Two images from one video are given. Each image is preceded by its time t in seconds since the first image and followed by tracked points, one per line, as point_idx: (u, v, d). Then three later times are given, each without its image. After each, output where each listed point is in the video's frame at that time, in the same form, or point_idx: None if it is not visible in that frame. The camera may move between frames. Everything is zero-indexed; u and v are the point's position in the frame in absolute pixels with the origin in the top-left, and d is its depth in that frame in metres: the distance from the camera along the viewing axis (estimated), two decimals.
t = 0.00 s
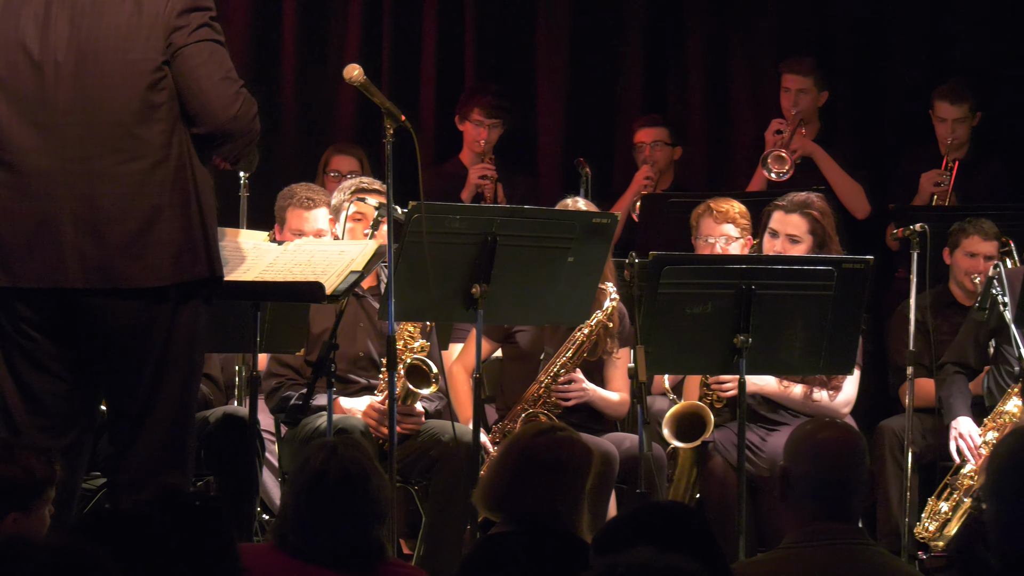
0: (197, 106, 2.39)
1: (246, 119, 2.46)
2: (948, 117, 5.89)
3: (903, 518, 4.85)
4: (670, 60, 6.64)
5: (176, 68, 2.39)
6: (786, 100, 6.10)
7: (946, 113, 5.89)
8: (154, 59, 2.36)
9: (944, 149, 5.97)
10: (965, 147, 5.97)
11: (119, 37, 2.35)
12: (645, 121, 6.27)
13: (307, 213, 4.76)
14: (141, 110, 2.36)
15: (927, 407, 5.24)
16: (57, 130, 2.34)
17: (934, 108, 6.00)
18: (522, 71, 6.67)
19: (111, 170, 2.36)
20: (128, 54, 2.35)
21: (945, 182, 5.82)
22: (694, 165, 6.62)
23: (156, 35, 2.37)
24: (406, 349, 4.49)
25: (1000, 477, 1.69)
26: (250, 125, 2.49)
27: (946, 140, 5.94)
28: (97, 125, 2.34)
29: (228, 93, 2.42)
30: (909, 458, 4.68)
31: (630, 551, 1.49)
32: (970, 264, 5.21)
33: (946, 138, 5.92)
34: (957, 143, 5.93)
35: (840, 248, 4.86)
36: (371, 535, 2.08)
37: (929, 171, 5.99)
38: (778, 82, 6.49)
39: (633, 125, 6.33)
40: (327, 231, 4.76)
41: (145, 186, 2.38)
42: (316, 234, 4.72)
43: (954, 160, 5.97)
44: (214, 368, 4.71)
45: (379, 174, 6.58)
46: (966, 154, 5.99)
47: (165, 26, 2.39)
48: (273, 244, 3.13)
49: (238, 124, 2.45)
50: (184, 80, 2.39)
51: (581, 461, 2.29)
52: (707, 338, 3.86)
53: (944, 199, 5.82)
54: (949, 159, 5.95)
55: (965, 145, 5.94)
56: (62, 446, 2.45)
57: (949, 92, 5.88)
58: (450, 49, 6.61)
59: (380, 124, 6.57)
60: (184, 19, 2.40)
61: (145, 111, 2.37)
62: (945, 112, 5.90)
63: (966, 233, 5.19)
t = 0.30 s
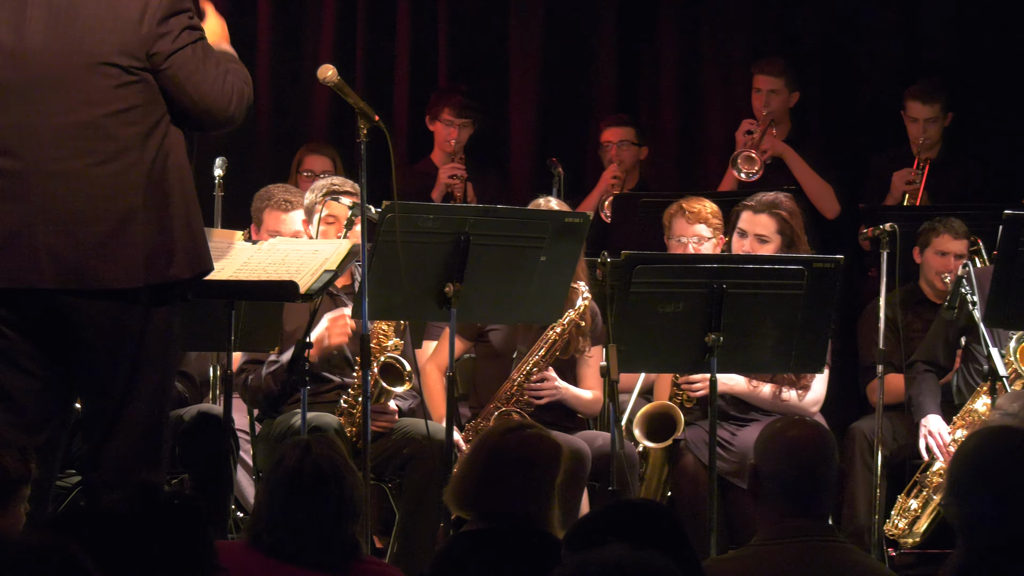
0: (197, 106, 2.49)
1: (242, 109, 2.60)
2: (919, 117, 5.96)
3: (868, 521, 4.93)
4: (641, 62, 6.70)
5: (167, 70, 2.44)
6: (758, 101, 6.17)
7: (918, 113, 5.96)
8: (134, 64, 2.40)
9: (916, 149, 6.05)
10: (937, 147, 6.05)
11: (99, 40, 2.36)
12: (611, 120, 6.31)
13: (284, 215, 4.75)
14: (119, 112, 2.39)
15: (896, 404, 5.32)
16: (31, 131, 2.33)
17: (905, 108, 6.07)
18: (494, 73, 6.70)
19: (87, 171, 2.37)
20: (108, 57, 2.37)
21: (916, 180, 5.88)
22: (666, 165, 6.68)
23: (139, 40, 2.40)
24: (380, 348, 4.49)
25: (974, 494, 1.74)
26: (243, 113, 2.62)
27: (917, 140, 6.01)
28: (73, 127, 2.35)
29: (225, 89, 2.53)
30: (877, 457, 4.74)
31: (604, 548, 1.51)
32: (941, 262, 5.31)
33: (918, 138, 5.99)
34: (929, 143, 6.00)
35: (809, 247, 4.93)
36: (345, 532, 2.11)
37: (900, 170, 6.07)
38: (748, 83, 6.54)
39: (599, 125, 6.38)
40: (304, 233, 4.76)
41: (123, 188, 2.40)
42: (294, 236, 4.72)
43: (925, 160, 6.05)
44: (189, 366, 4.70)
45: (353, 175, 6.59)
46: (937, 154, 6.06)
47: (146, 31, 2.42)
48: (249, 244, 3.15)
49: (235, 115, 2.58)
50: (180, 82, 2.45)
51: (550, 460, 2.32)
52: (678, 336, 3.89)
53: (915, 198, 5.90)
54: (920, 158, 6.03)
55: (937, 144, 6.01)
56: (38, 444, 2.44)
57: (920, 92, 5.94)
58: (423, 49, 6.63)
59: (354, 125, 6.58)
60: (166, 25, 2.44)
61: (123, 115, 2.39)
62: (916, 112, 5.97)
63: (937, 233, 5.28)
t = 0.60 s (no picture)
0: (172, 99, 2.52)
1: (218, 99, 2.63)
2: (891, 117, 6.01)
3: (840, 518, 4.97)
4: (613, 63, 6.74)
5: (140, 66, 2.47)
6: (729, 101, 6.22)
7: (890, 113, 6.01)
8: (102, 60, 2.42)
9: (887, 148, 6.12)
10: (909, 146, 6.12)
11: (69, 38, 2.39)
12: (579, 119, 6.36)
13: (258, 211, 4.75)
14: (88, 108, 2.40)
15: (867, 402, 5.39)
16: None
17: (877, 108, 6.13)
18: (468, 73, 6.74)
19: (55, 166, 2.37)
20: (78, 54, 2.39)
21: (888, 180, 5.95)
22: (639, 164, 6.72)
23: (109, 37, 2.43)
24: (354, 346, 4.52)
25: (931, 483, 1.86)
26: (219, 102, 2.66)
27: (889, 140, 6.08)
28: (42, 121, 2.36)
29: (200, 81, 2.56)
30: (848, 455, 4.78)
31: (572, 544, 1.53)
32: (912, 262, 5.36)
33: (890, 138, 6.06)
34: (900, 143, 6.08)
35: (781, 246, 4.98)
36: (318, 529, 2.13)
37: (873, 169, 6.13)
38: (720, 83, 6.60)
39: (566, 124, 6.42)
40: (277, 229, 4.76)
41: (90, 183, 2.40)
42: (267, 233, 4.73)
43: (897, 159, 6.12)
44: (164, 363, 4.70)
45: (327, 175, 6.60)
46: (909, 153, 6.14)
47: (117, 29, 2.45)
48: (223, 243, 3.16)
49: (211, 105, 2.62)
50: (154, 77, 2.49)
51: (520, 458, 2.34)
52: (651, 334, 3.92)
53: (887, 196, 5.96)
54: (891, 157, 6.10)
55: (908, 144, 6.09)
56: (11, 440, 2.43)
57: (891, 92, 6.01)
58: (398, 47, 6.64)
59: (329, 124, 6.60)
60: (138, 25, 2.48)
61: (91, 110, 2.40)
62: (887, 112, 6.03)
63: (906, 233, 5.35)
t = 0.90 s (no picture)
0: (124, 108, 2.60)
1: (171, 120, 2.69)
2: (864, 117, 6.08)
3: (813, 514, 5.06)
4: (589, 63, 6.79)
5: (96, 73, 2.57)
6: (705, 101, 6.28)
7: (864, 113, 6.08)
8: (65, 64, 2.53)
9: (861, 148, 6.16)
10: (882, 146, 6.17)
11: (35, 45, 2.52)
12: (548, 118, 6.40)
13: (231, 210, 4.75)
14: (52, 112, 2.53)
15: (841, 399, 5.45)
16: None
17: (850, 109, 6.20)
18: (445, 73, 6.76)
19: (23, 168, 2.51)
20: (43, 60, 2.51)
21: (861, 180, 5.99)
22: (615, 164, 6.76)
23: (71, 41, 2.54)
24: (332, 344, 4.52)
25: (905, 483, 1.90)
26: (174, 125, 2.71)
27: (862, 140, 6.13)
28: (11, 125, 2.51)
29: (151, 98, 2.64)
30: (822, 452, 4.84)
31: (546, 540, 1.52)
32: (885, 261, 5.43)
33: (864, 138, 6.11)
34: (874, 142, 6.13)
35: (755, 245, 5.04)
36: (295, 526, 2.15)
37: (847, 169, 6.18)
38: (696, 83, 6.65)
39: (537, 123, 6.47)
40: (251, 228, 4.77)
41: (56, 184, 2.54)
42: (240, 231, 4.73)
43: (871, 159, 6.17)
44: (143, 362, 4.69)
45: (305, 174, 6.61)
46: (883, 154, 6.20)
47: (80, 34, 2.56)
48: (201, 242, 3.16)
49: (163, 125, 2.67)
50: (111, 83, 2.58)
51: (498, 455, 2.37)
52: (627, 333, 3.95)
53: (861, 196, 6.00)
54: (866, 157, 6.14)
55: (882, 144, 6.14)
56: None
57: (864, 93, 6.08)
58: (376, 47, 6.66)
59: (307, 124, 6.61)
60: (99, 28, 2.58)
61: (55, 114, 2.53)
62: (861, 113, 6.10)
63: (881, 232, 5.43)
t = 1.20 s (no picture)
0: (89, 98, 2.62)
1: (140, 109, 2.69)
2: (834, 116, 6.13)
3: (788, 512, 5.10)
4: (567, 64, 6.83)
5: (63, 65, 2.60)
6: (681, 101, 6.32)
7: (834, 112, 6.12)
8: (34, 59, 2.57)
9: (832, 148, 6.21)
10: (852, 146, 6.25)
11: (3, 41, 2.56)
12: (520, 118, 6.44)
13: (211, 212, 4.72)
14: (22, 107, 2.57)
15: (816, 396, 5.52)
16: None
17: (821, 108, 6.24)
18: (424, 73, 6.78)
19: None
20: (12, 55, 2.56)
21: (833, 179, 6.01)
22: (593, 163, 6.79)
23: (39, 36, 2.58)
24: (310, 343, 4.54)
25: (886, 481, 1.98)
26: (146, 113, 2.72)
27: (833, 140, 6.17)
28: None
29: (119, 86, 2.66)
30: (796, 451, 4.90)
31: (519, 538, 1.51)
32: (860, 261, 5.51)
33: (834, 137, 6.15)
34: (844, 142, 6.19)
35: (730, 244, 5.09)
36: (275, 526, 2.16)
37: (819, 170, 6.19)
38: (673, 84, 6.70)
39: (509, 123, 6.50)
40: (231, 230, 4.76)
41: (24, 180, 2.57)
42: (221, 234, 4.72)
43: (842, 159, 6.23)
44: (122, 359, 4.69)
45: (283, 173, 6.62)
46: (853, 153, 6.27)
47: (47, 28, 2.60)
48: (182, 242, 3.18)
49: (133, 112, 2.69)
50: (76, 74, 2.60)
51: (474, 453, 2.40)
52: (604, 332, 3.99)
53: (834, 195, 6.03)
54: (837, 157, 6.20)
55: (852, 144, 6.21)
56: None
57: (835, 93, 6.11)
58: (354, 46, 6.66)
59: (285, 123, 6.62)
60: (67, 21, 2.61)
61: (25, 110, 2.57)
62: (831, 112, 6.14)
63: (857, 232, 5.49)
